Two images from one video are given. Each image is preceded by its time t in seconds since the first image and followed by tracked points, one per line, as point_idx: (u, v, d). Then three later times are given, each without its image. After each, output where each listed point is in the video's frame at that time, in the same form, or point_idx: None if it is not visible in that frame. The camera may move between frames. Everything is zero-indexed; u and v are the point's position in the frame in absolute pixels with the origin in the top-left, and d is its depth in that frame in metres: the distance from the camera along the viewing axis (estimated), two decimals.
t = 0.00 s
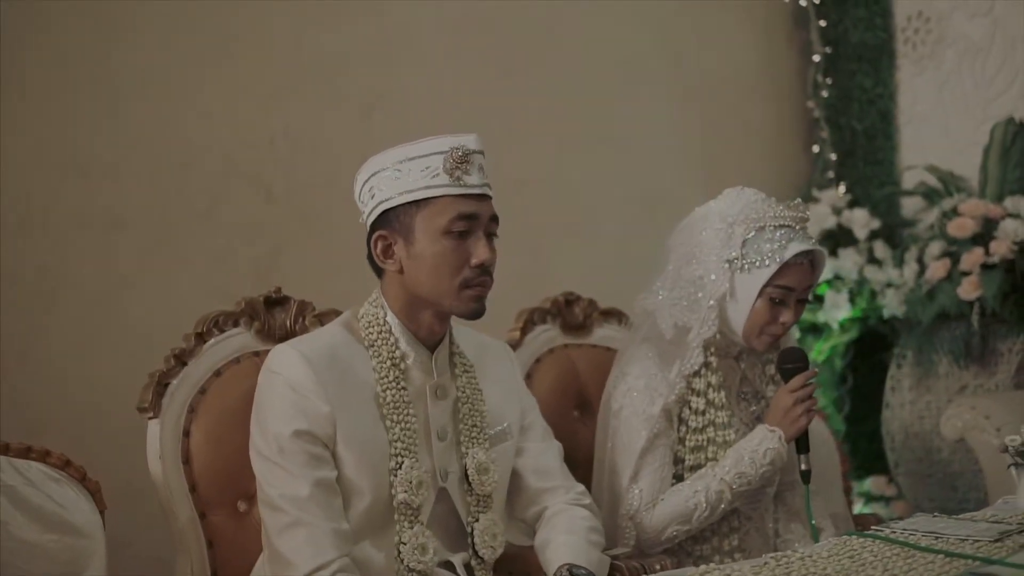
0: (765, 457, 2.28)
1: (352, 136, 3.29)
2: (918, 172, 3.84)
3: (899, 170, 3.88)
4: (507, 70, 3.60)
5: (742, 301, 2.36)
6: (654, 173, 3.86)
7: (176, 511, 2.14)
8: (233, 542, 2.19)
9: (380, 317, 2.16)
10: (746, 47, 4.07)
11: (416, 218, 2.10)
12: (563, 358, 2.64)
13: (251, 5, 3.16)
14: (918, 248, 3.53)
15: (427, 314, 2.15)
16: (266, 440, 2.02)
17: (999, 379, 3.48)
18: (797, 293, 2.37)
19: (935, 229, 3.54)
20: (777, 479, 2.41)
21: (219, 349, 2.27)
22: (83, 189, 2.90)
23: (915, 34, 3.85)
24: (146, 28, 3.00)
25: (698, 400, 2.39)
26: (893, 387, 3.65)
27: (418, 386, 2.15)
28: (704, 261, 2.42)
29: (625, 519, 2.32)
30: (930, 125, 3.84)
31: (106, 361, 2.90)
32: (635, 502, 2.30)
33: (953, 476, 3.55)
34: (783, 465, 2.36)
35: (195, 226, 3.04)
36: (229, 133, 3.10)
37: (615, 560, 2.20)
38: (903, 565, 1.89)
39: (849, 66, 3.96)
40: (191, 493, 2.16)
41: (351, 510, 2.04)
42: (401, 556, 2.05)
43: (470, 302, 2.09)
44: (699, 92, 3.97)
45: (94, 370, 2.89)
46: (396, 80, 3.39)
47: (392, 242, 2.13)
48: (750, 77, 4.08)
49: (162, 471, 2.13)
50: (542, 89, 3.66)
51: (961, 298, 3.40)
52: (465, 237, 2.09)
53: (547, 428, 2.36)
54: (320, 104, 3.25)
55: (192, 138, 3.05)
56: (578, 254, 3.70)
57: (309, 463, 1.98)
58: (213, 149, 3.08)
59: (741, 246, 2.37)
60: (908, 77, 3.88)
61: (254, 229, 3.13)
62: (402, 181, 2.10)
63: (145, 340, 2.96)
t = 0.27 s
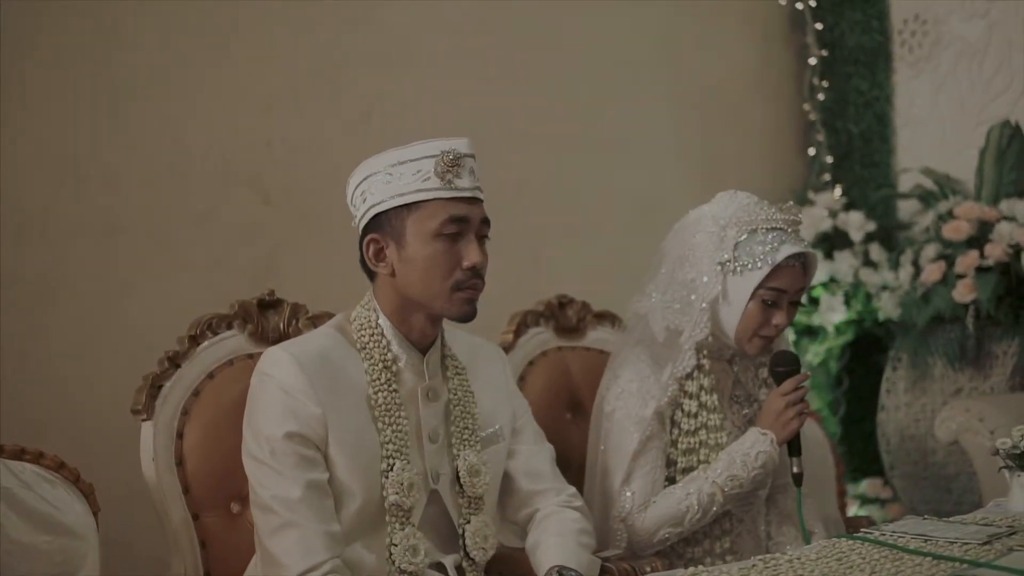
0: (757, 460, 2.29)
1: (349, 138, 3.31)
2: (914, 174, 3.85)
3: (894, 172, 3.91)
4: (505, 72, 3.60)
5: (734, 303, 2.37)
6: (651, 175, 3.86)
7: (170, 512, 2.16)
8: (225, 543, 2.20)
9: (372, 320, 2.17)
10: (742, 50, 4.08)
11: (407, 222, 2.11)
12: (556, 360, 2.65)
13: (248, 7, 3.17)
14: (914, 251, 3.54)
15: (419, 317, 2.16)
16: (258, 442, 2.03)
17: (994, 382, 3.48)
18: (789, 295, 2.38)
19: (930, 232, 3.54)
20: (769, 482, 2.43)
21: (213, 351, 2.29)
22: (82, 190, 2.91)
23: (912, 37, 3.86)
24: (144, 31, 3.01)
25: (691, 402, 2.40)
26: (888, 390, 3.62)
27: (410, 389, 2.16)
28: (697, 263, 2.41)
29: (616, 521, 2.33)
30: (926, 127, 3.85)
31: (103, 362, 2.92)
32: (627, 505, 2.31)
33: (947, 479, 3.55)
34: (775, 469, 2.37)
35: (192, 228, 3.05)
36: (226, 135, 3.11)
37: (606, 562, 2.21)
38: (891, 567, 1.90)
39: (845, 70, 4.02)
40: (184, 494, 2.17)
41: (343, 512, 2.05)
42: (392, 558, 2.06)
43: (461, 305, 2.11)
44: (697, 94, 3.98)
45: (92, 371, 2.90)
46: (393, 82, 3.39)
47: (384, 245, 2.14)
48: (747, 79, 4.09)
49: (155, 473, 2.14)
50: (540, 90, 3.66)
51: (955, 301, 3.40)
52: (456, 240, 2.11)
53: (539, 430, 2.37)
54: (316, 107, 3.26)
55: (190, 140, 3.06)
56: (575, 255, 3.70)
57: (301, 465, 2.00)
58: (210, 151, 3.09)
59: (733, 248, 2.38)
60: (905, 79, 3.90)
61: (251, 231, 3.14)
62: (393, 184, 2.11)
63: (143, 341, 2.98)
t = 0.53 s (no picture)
0: (747, 463, 2.31)
1: (346, 141, 3.32)
2: (910, 178, 3.83)
3: (890, 176, 3.89)
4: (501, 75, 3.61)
5: (725, 308, 2.37)
6: (649, 177, 3.87)
7: (163, 515, 2.18)
8: (218, 546, 2.22)
9: (364, 324, 2.19)
10: (741, 52, 4.08)
11: (398, 227, 2.12)
12: (548, 364, 2.67)
13: (247, 12, 3.19)
14: (909, 254, 3.54)
15: (410, 322, 2.18)
16: (250, 445, 2.04)
17: (989, 386, 3.49)
18: (781, 300, 2.40)
19: (926, 235, 3.56)
20: (760, 485, 2.45)
21: (206, 356, 2.31)
22: (81, 192, 2.93)
23: (907, 40, 3.83)
24: (143, 34, 3.03)
25: (681, 406, 2.42)
26: (883, 393, 3.65)
27: (401, 392, 2.17)
28: (689, 268, 2.43)
29: (608, 524, 2.35)
30: (922, 130, 3.82)
31: (101, 364, 2.93)
32: (618, 507, 2.32)
33: (942, 482, 3.56)
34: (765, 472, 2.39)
35: (190, 231, 3.07)
36: (224, 139, 3.13)
37: (595, 565, 2.22)
38: (878, 570, 1.91)
39: (841, 73, 4.00)
40: (177, 497, 2.20)
41: (334, 515, 2.06)
42: (383, 561, 2.07)
43: (452, 310, 2.12)
44: (693, 97, 3.98)
45: (90, 372, 2.92)
46: (391, 86, 3.41)
47: (375, 251, 2.16)
48: (745, 82, 4.09)
49: (148, 476, 2.17)
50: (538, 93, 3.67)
51: (950, 305, 3.39)
52: (447, 245, 2.12)
53: (531, 434, 2.38)
54: (314, 110, 3.28)
55: (188, 143, 3.08)
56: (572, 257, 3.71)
57: (292, 468, 2.01)
58: (208, 154, 3.11)
59: (725, 254, 2.39)
60: (900, 83, 3.87)
61: (248, 233, 3.16)
62: (385, 190, 2.13)
63: (141, 343, 2.99)
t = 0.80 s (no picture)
0: (738, 461, 2.32)
1: (341, 142, 3.33)
2: (905, 177, 3.86)
3: (887, 175, 3.92)
4: (498, 75, 3.62)
5: (714, 305, 2.40)
6: (645, 177, 3.88)
7: (155, 514, 2.20)
8: (210, 545, 2.24)
9: (355, 324, 2.20)
10: (739, 49, 4.08)
11: (389, 228, 2.13)
12: (541, 364, 2.68)
13: (242, 13, 3.20)
14: (903, 253, 3.56)
15: (401, 323, 2.18)
16: (241, 444, 2.05)
17: (983, 386, 3.49)
18: (770, 293, 2.42)
19: (921, 235, 3.55)
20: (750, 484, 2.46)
21: (198, 356, 2.32)
22: (77, 193, 2.94)
23: (903, 40, 3.90)
24: (139, 35, 3.05)
25: (672, 405, 2.42)
26: (878, 392, 3.66)
27: (393, 391, 2.18)
28: (677, 266, 2.46)
29: (599, 523, 2.35)
30: (916, 129, 3.88)
31: (96, 364, 2.94)
32: (609, 506, 2.32)
33: (936, 481, 3.58)
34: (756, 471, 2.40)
35: (185, 231, 3.08)
36: (219, 139, 3.15)
37: (585, 564, 2.22)
38: (864, 570, 1.92)
39: (836, 73, 4.02)
40: (169, 497, 2.21)
41: (325, 514, 2.07)
42: (374, 560, 2.08)
43: (442, 311, 2.13)
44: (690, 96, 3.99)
45: (86, 372, 2.93)
46: (386, 87, 3.42)
47: (366, 251, 2.17)
48: (742, 81, 4.09)
49: (140, 476, 2.18)
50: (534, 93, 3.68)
51: (944, 304, 3.39)
52: (437, 246, 2.13)
53: (522, 433, 2.39)
54: (310, 112, 3.29)
55: (184, 143, 3.09)
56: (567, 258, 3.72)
57: (284, 467, 2.02)
58: (203, 156, 3.12)
59: (711, 250, 2.42)
60: (896, 83, 3.93)
61: (243, 234, 3.17)
62: (376, 191, 2.14)
63: (136, 343, 3.01)
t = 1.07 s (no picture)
0: (724, 462, 2.32)
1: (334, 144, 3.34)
2: (898, 178, 3.87)
3: (879, 176, 3.91)
4: (491, 77, 3.63)
5: (703, 306, 2.41)
6: (636, 179, 3.88)
7: (143, 515, 2.21)
8: (198, 545, 2.25)
9: (343, 325, 2.20)
10: (735, 49, 4.07)
11: (375, 230, 2.14)
12: (530, 365, 2.69)
13: (236, 15, 3.21)
14: (896, 254, 3.56)
15: (388, 324, 2.19)
16: (228, 444, 2.06)
17: (975, 387, 3.57)
18: (759, 294, 2.42)
19: (913, 236, 3.56)
20: (739, 485, 2.47)
21: (187, 356, 2.34)
22: (69, 194, 2.96)
23: (896, 41, 3.89)
24: (132, 37, 3.06)
25: (659, 406, 2.43)
26: (871, 393, 3.67)
27: (380, 392, 2.18)
28: (667, 268, 2.46)
29: (586, 523, 2.36)
30: (910, 130, 3.88)
31: (87, 365, 2.95)
32: (596, 505, 2.34)
33: (928, 482, 3.60)
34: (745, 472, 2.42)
35: (178, 233, 3.09)
36: (211, 141, 3.16)
37: (571, 564, 2.22)
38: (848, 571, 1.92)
39: (830, 74, 3.99)
40: (157, 497, 2.23)
41: (311, 514, 2.08)
42: (361, 560, 2.09)
43: (429, 312, 2.14)
44: (685, 97, 3.99)
45: (77, 373, 2.94)
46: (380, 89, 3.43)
47: (353, 253, 2.17)
48: (737, 83, 4.08)
49: (129, 477, 2.20)
50: (527, 95, 3.69)
51: (937, 305, 3.42)
52: (424, 247, 2.13)
53: (510, 434, 2.39)
54: (301, 114, 3.30)
55: (178, 145, 3.10)
56: (560, 259, 3.73)
57: (271, 467, 2.03)
58: (196, 157, 3.13)
59: (700, 251, 2.42)
60: (890, 85, 3.91)
61: (236, 235, 3.18)
62: (362, 193, 2.14)
63: (127, 344, 3.01)
